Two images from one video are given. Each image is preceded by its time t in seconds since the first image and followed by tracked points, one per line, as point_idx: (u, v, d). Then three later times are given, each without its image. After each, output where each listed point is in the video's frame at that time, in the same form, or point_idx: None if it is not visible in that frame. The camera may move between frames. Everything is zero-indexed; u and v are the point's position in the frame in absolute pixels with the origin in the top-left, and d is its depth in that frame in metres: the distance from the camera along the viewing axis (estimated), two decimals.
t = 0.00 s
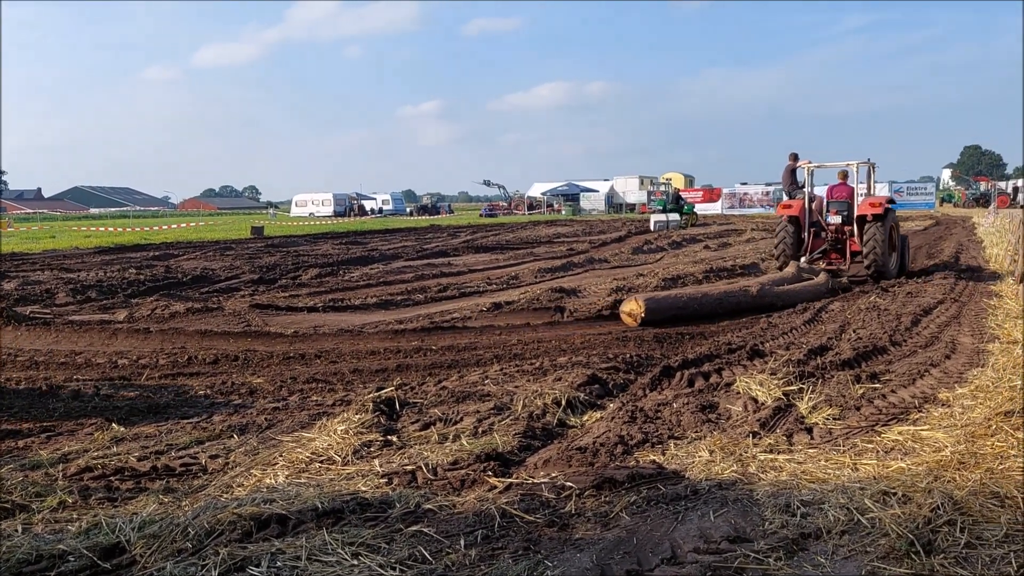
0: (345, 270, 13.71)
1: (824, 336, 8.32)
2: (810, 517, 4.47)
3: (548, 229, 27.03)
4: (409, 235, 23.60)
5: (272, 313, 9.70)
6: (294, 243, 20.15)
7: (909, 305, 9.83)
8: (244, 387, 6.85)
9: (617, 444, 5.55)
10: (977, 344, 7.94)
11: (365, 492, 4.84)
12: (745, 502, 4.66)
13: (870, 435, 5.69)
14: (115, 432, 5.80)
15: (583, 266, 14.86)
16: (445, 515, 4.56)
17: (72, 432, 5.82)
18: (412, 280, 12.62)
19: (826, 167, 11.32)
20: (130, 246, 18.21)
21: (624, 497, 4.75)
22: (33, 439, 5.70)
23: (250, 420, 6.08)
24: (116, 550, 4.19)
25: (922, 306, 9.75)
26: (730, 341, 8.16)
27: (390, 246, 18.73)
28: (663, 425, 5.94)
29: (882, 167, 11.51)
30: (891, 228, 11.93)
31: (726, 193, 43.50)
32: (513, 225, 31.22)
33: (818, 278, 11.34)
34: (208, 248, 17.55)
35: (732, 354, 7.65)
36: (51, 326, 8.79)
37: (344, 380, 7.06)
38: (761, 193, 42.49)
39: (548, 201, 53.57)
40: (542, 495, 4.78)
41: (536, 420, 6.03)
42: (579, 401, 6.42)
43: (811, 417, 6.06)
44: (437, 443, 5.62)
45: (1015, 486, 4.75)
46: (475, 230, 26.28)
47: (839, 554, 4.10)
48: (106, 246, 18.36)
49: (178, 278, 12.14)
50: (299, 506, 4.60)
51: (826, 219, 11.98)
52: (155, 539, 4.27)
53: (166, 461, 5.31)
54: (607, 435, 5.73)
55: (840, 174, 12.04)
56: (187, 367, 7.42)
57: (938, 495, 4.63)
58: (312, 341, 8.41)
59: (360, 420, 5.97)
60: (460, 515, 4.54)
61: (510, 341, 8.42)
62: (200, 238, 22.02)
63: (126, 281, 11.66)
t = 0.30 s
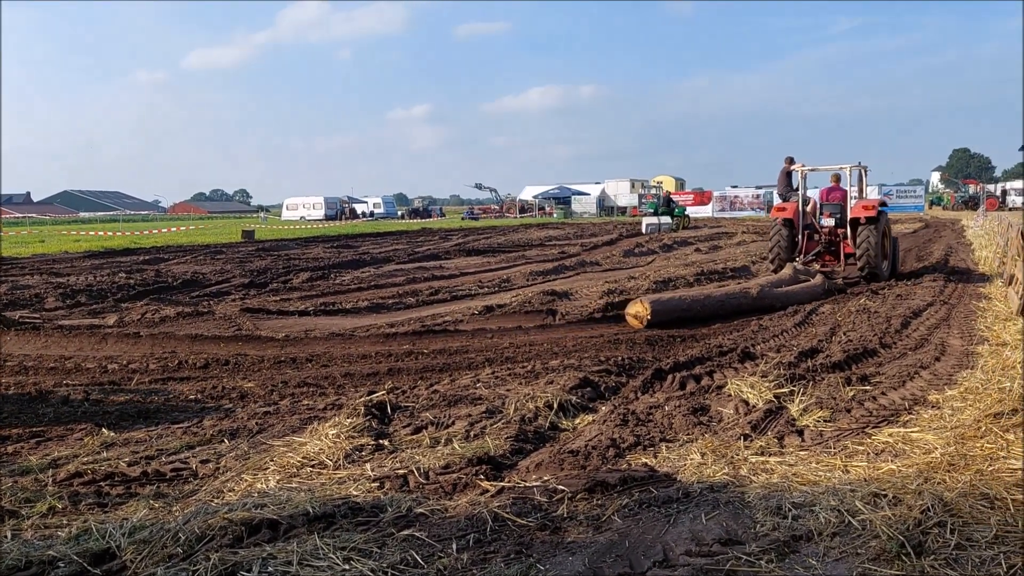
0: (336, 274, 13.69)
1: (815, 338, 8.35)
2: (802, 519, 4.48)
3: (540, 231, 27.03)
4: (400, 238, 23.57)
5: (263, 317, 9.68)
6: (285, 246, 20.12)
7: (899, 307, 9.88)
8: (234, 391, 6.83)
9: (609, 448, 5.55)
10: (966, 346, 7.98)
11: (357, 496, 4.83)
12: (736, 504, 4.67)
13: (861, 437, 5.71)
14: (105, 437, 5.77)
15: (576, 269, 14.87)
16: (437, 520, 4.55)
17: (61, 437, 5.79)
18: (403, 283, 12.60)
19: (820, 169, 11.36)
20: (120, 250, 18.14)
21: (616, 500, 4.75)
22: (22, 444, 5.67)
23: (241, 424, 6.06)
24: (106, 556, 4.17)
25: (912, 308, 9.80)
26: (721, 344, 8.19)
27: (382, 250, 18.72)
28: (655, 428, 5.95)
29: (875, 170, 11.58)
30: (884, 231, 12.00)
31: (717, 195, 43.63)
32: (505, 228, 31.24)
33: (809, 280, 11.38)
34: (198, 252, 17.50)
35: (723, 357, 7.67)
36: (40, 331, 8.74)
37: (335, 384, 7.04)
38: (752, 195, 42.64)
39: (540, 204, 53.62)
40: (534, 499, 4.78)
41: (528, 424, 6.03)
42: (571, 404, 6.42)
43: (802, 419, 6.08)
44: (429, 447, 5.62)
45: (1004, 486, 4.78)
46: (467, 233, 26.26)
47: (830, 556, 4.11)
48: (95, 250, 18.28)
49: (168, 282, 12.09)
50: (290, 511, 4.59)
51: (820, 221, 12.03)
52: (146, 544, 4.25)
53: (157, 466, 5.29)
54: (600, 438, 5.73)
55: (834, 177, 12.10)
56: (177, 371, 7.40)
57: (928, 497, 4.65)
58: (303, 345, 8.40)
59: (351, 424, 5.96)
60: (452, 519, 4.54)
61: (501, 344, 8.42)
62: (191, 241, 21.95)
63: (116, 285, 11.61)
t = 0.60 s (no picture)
0: (327, 278, 13.67)
1: (805, 341, 8.37)
2: (793, 522, 4.49)
3: (532, 235, 27.05)
4: (391, 242, 23.54)
5: (254, 321, 9.66)
6: (275, 250, 20.07)
7: (888, 310, 9.92)
8: (225, 396, 6.80)
9: (600, 451, 5.55)
10: (955, 348, 8.02)
11: (348, 501, 4.82)
12: (727, 508, 4.68)
13: (851, 440, 5.73)
14: (95, 442, 5.74)
15: (567, 272, 14.89)
16: (428, 524, 4.54)
17: (50, 443, 5.76)
18: (394, 287, 12.58)
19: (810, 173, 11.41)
20: (110, 255, 18.06)
21: (608, 504, 4.75)
22: (11, 450, 5.63)
23: (231, 429, 6.04)
24: (95, 562, 4.14)
25: (902, 311, 9.84)
26: (712, 347, 8.20)
27: (372, 254, 18.70)
28: (646, 431, 5.95)
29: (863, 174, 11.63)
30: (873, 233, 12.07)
31: (707, 199, 43.76)
32: (496, 232, 31.25)
33: (800, 282, 11.42)
34: (188, 257, 17.43)
35: (714, 360, 7.69)
36: (28, 336, 8.69)
37: (326, 389, 7.02)
38: (742, 199, 42.80)
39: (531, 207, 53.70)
40: (526, 503, 4.78)
41: (519, 428, 6.02)
42: (563, 408, 6.42)
43: (793, 422, 6.10)
44: (420, 452, 5.60)
45: (994, 489, 4.80)
46: (458, 237, 26.24)
47: (821, 559, 4.11)
48: (84, 254, 18.19)
49: (158, 287, 12.05)
50: (281, 516, 4.57)
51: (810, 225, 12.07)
52: (135, 550, 4.23)
53: (147, 472, 5.27)
54: (591, 441, 5.74)
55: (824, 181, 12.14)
56: (167, 376, 7.36)
57: (918, 500, 4.67)
58: (294, 349, 8.37)
59: (342, 429, 5.95)
60: (444, 524, 4.53)
61: (493, 348, 8.41)
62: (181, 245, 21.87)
63: (106, 290, 11.56)
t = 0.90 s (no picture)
0: (317, 280, 13.63)
1: (795, 343, 8.40)
2: (783, 523, 4.51)
3: (523, 237, 27.08)
4: (381, 244, 23.48)
5: (244, 323, 9.62)
6: (265, 252, 19.99)
7: (877, 312, 9.97)
8: (214, 399, 6.78)
9: (591, 453, 5.56)
10: (943, 349, 8.07)
11: (338, 504, 4.80)
12: (718, 508, 4.70)
13: (840, 441, 5.75)
14: (83, 445, 5.71)
15: (557, 275, 14.89)
16: (419, 526, 4.53)
17: (38, 446, 5.72)
18: (384, 289, 12.56)
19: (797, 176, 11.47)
20: (98, 257, 17.97)
21: (598, 505, 4.76)
22: None
23: (221, 432, 6.01)
24: (83, 566, 4.12)
25: (891, 312, 9.89)
26: (702, 348, 8.23)
27: (362, 256, 18.68)
28: (637, 433, 5.96)
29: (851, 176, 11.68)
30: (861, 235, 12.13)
31: (698, 201, 43.88)
32: (487, 234, 31.23)
33: (789, 284, 11.46)
34: (177, 259, 17.36)
35: (704, 362, 7.71)
36: (15, 339, 8.63)
37: (316, 391, 7.01)
38: (733, 201, 42.96)
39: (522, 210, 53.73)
40: (516, 505, 4.78)
41: (510, 429, 6.02)
42: (553, 409, 6.42)
43: (782, 423, 6.12)
44: (411, 454, 5.60)
45: (982, 489, 4.83)
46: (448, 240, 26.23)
47: (811, 560, 4.13)
48: (72, 257, 18.09)
49: (147, 289, 11.99)
50: (271, 519, 4.56)
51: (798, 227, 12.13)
52: (124, 554, 4.21)
53: (135, 475, 5.24)
54: (581, 443, 5.74)
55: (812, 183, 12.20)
56: (156, 379, 7.33)
57: (907, 500, 4.69)
58: (284, 351, 8.35)
59: (332, 431, 5.93)
60: (435, 526, 4.52)
61: (483, 350, 8.41)
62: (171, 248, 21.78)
63: (94, 292, 11.49)
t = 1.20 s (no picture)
0: (310, 281, 13.61)
1: (787, 344, 8.43)
2: (776, 524, 4.52)
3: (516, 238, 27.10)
4: (374, 246, 23.44)
5: (236, 325, 9.61)
6: (257, 254, 19.93)
7: (869, 313, 10.01)
8: (207, 401, 6.76)
9: (584, 454, 5.56)
10: (935, 350, 8.10)
11: (331, 506, 4.80)
12: (711, 510, 4.70)
13: (833, 442, 5.77)
14: (75, 447, 5.69)
15: (551, 276, 14.90)
16: (412, 528, 4.53)
17: (29, 449, 5.69)
18: (378, 291, 12.55)
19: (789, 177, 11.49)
20: (90, 258, 17.92)
21: (592, 507, 4.76)
22: None
23: (214, 434, 6.00)
24: (75, 569, 4.10)
25: (884, 314, 9.93)
26: (695, 350, 8.24)
27: (356, 257, 18.67)
28: (631, 434, 5.97)
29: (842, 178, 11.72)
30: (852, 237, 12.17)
31: (691, 203, 43.97)
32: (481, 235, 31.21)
33: (783, 285, 11.49)
34: (169, 260, 17.32)
35: (697, 363, 7.72)
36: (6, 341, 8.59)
37: (309, 393, 6.99)
38: (726, 203, 43.06)
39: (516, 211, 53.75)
40: (510, 507, 4.78)
41: (503, 431, 6.02)
42: (547, 411, 6.43)
43: (775, 424, 6.14)
44: (404, 456, 5.59)
45: (975, 490, 4.85)
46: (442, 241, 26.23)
47: (805, 561, 4.14)
48: (63, 258, 18.03)
49: (139, 291, 11.95)
50: (264, 521, 4.55)
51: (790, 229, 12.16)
52: (116, 556, 4.19)
53: (128, 477, 5.22)
54: (575, 445, 5.75)
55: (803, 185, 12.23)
56: (148, 381, 7.30)
57: (900, 501, 4.71)
58: (277, 353, 8.33)
59: (325, 433, 5.93)
60: (428, 528, 4.52)
61: (476, 352, 8.41)
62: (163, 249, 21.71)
63: (86, 294, 11.45)
